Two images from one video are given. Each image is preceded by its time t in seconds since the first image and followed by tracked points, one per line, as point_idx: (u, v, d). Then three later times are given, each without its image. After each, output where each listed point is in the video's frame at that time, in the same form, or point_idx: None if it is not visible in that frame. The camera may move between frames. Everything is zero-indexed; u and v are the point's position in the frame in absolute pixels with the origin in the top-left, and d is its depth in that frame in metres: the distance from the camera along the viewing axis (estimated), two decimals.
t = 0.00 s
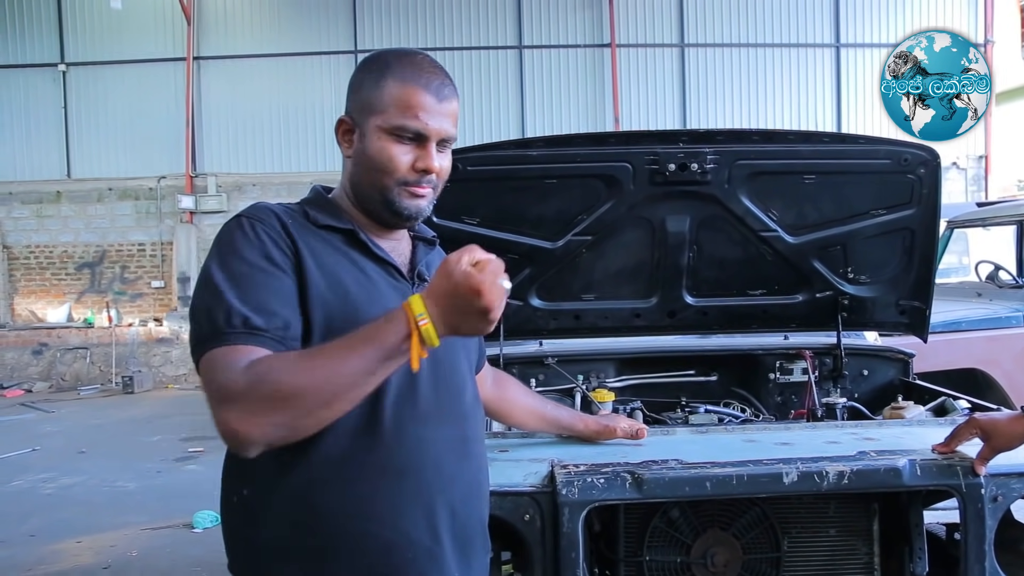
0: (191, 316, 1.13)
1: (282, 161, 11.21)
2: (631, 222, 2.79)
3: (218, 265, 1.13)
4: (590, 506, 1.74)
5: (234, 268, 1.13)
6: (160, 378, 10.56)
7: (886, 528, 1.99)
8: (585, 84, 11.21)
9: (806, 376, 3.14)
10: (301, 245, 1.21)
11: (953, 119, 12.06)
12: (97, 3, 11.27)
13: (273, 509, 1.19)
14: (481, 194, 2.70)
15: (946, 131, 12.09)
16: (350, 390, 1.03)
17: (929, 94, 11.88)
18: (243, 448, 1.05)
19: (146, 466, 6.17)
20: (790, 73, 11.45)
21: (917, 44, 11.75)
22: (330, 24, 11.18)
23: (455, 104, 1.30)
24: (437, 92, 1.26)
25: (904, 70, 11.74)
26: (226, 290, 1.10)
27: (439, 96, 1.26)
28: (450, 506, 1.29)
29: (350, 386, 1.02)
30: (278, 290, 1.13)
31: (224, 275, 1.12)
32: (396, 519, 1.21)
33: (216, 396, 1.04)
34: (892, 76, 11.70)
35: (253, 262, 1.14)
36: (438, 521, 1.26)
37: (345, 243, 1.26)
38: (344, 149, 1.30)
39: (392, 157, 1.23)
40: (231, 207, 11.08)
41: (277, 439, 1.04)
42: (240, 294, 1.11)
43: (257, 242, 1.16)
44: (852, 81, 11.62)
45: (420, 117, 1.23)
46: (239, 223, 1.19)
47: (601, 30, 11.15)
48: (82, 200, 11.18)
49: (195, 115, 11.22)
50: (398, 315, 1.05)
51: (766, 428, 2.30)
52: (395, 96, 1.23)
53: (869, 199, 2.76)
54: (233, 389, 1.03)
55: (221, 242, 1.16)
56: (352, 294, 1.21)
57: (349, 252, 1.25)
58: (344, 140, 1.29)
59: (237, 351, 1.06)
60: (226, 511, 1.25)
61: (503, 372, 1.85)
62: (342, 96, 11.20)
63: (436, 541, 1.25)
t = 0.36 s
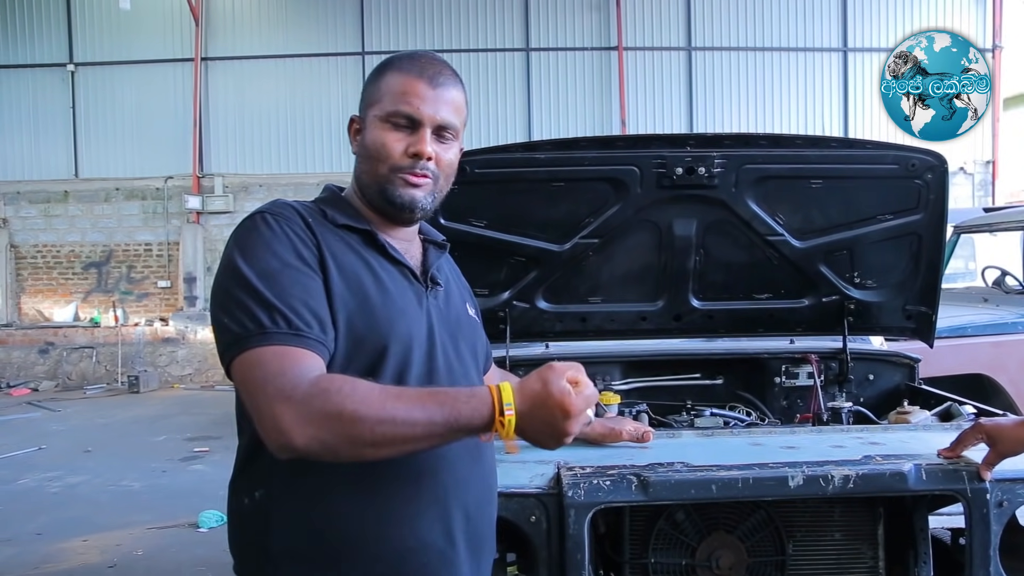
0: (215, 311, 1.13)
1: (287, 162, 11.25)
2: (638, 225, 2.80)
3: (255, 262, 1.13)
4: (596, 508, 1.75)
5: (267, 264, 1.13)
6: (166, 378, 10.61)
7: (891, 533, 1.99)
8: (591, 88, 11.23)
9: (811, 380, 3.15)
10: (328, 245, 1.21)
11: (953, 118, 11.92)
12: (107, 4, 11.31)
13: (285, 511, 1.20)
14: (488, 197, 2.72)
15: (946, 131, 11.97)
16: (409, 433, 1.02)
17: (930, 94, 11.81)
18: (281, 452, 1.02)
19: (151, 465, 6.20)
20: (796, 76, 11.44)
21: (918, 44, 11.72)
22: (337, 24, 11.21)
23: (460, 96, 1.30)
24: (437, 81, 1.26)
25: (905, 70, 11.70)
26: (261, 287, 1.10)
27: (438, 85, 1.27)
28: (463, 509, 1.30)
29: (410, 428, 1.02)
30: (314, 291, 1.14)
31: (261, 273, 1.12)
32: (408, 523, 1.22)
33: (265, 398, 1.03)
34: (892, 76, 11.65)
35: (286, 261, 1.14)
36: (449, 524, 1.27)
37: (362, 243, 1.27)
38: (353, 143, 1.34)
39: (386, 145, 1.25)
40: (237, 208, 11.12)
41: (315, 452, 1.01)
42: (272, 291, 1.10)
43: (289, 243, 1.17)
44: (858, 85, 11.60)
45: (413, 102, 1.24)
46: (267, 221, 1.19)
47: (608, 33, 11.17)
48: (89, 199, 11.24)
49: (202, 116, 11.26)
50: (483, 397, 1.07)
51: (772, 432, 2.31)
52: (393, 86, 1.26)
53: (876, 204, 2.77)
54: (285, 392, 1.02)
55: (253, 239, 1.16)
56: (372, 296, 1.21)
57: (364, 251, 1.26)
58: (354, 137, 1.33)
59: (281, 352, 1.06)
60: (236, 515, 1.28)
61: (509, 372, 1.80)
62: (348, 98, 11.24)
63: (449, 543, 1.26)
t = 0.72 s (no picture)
0: (220, 307, 1.13)
1: (289, 162, 11.27)
2: (641, 226, 2.81)
3: (263, 263, 1.14)
4: (598, 509, 1.76)
5: (275, 266, 1.14)
6: (168, 378, 10.63)
7: (892, 533, 2.00)
8: (592, 89, 11.25)
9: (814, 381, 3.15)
10: (337, 249, 1.22)
11: (953, 119, 11.90)
12: (109, 4, 11.34)
13: (285, 515, 1.21)
14: (491, 199, 2.73)
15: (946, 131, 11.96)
16: (406, 453, 1.03)
17: (930, 94, 11.82)
18: (275, 458, 1.03)
19: (152, 465, 6.21)
20: (797, 78, 11.43)
21: (918, 44, 11.75)
22: (338, 25, 11.23)
23: (489, 114, 1.30)
24: (468, 96, 1.26)
25: (905, 70, 11.72)
26: (268, 289, 1.11)
27: (469, 101, 1.27)
28: (464, 519, 1.31)
29: (407, 448, 1.03)
30: (320, 297, 1.15)
31: (269, 275, 1.12)
32: (409, 531, 1.23)
33: (264, 403, 1.04)
34: (892, 76, 11.64)
35: (294, 264, 1.15)
36: (450, 533, 1.28)
37: (371, 245, 1.28)
38: (376, 144, 1.34)
39: (409, 155, 1.26)
40: (239, 208, 11.14)
41: (309, 462, 1.02)
42: (280, 294, 1.11)
43: (299, 245, 1.18)
44: (859, 86, 11.61)
45: (442, 118, 1.24)
46: (277, 220, 1.20)
47: (609, 34, 11.18)
48: (91, 199, 11.28)
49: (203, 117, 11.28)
50: (479, 424, 1.08)
51: (774, 432, 2.32)
52: (424, 95, 1.26)
53: (877, 206, 2.77)
54: (285, 400, 1.03)
55: (261, 239, 1.17)
56: (379, 303, 1.22)
57: (374, 254, 1.27)
58: (378, 137, 1.34)
59: (281, 358, 1.07)
60: (236, 516, 1.28)
61: (513, 376, 1.81)
62: (350, 99, 11.26)
63: (449, 554, 1.27)
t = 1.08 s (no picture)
0: (216, 308, 1.14)
1: (289, 163, 11.26)
2: (639, 227, 2.81)
3: (259, 264, 1.14)
4: (597, 508, 1.76)
5: (272, 267, 1.14)
6: (166, 379, 10.61)
7: (891, 533, 2.00)
8: (591, 89, 11.25)
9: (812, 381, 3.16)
10: (334, 251, 1.22)
11: (953, 119, 11.96)
12: (108, 5, 11.33)
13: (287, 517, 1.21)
14: (489, 200, 2.73)
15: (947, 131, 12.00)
16: (401, 455, 1.03)
17: (930, 94, 11.83)
18: (269, 460, 1.03)
19: (151, 466, 6.20)
20: (796, 78, 11.45)
21: (918, 44, 11.76)
22: (338, 25, 11.23)
23: (486, 103, 1.31)
24: (463, 86, 1.27)
25: (905, 70, 11.73)
26: (263, 290, 1.11)
27: (465, 91, 1.27)
28: (466, 520, 1.32)
29: (402, 451, 1.03)
30: (317, 299, 1.15)
31: (265, 277, 1.13)
32: (412, 533, 1.23)
33: (258, 406, 1.04)
34: (893, 77, 11.68)
35: (291, 264, 1.15)
36: (453, 535, 1.29)
37: (371, 244, 1.28)
38: (373, 142, 1.35)
39: (408, 148, 1.26)
40: (238, 209, 11.14)
41: (302, 464, 1.02)
42: (275, 295, 1.11)
43: (296, 247, 1.18)
44: (858, 87, 11.63)
45: (439, 108, 1.25)
46: (274, 221, 1.20)
47: (608, 35, 11.19)
48: (90, 200, 11.27)
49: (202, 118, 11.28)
50: (475, 426, 1.08)
51: (773, 433, 2.32)
52: (420, 88, 1.27)
53: (875, 206, 2.78)
54: (279, 403, 1.03)
55: (258, 239, 1.17)
56: (379, 305, 1.22)
57: (374, 254, 1.27)
58: (375, 135, 1.34)
59: (275, 360, 1.07)
60: (236, 516, 1.28)
61: (514, 374, 1.82)
62: (349, 99, 11.25)
63: (451, 557, 1.27)
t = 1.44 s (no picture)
0: (209, 306, 1.13)
1: (286, 165, 11.24)
2: (636, 226, 2.81)
3: (247, 258, 1.13)
4: (596, 508, 1.76)
5: (261, 259, 1.13)
6: (163, 381, 10.57)
7: (889, 531, 2.00)
8: (587, 89, 11.25)
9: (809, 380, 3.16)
10: (325, 242, 1.22)
11: (953, 118, 11.94)
12: (102, 6, 11.29)
13: (291, 513, 1.19)
14: (486, 199, 2.73)
15: (946, 131, 12.00)
16: (392, 421, 1.02)
17: (929, 94, 11.81)
18: (262, 447, 1.03)
19: (147, 468, 6.18)
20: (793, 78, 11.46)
21: (918, 44, 11.75)
22: (335, 26, 11.21)
23: (463, 91, 1.32)
24: (441, 76, 1.28)
25: (906, 70, 11.72)
26: (254, 282, 1.10)
27: (443, 79, 1.28)
28: (472, 508, 1.32)
29: (393, 415, 1.02)
30: (308, 288, 1.14)
31: (254, 268, 1.12)
32: (418, 521, 1.23)
33: (248, 392, 1.03)
34: (892, 77, 11.68)
35: (281, 257, 1.15)
36: (459, 520, 1.28)
37: (366, 238, 1.28)
38: (357, 142, 1.35)
39: (394, 140, 1.26)
40: (234, 210, 11.13)
41: (295, 444, 1.02)
42: (266, 286, 1.11)
43: (284, 237, 1.18)
44: (854, 87, 11.64)
45: (420, 97, 1.25)
46: (264, 217, 1.20)
47: (604, 35, 11.18)
48: (85, 202, 11.26)
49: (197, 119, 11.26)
50: (461, 370, 1.07)
51: (770, 432, 2.32)
52: (398, 82, 1.27)
53: (872, 205, 2.78)
54: (267, 385, 1.02)
55: (248, 235, 1.17)
56: (374, 292, 1.22)
57: (368, 245, 1.27)
58: (358, 135, 1.34)
59: (263, 347, 1.06)
60: (239, 517, 1.26)
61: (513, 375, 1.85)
62: (345, 100, 11.23)
63: (458, 541, 1.27)
